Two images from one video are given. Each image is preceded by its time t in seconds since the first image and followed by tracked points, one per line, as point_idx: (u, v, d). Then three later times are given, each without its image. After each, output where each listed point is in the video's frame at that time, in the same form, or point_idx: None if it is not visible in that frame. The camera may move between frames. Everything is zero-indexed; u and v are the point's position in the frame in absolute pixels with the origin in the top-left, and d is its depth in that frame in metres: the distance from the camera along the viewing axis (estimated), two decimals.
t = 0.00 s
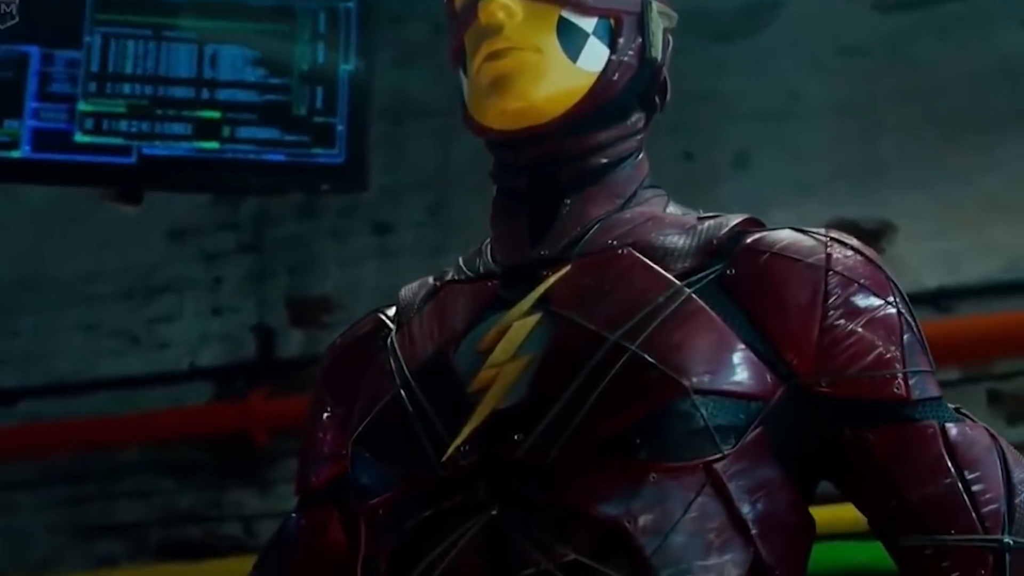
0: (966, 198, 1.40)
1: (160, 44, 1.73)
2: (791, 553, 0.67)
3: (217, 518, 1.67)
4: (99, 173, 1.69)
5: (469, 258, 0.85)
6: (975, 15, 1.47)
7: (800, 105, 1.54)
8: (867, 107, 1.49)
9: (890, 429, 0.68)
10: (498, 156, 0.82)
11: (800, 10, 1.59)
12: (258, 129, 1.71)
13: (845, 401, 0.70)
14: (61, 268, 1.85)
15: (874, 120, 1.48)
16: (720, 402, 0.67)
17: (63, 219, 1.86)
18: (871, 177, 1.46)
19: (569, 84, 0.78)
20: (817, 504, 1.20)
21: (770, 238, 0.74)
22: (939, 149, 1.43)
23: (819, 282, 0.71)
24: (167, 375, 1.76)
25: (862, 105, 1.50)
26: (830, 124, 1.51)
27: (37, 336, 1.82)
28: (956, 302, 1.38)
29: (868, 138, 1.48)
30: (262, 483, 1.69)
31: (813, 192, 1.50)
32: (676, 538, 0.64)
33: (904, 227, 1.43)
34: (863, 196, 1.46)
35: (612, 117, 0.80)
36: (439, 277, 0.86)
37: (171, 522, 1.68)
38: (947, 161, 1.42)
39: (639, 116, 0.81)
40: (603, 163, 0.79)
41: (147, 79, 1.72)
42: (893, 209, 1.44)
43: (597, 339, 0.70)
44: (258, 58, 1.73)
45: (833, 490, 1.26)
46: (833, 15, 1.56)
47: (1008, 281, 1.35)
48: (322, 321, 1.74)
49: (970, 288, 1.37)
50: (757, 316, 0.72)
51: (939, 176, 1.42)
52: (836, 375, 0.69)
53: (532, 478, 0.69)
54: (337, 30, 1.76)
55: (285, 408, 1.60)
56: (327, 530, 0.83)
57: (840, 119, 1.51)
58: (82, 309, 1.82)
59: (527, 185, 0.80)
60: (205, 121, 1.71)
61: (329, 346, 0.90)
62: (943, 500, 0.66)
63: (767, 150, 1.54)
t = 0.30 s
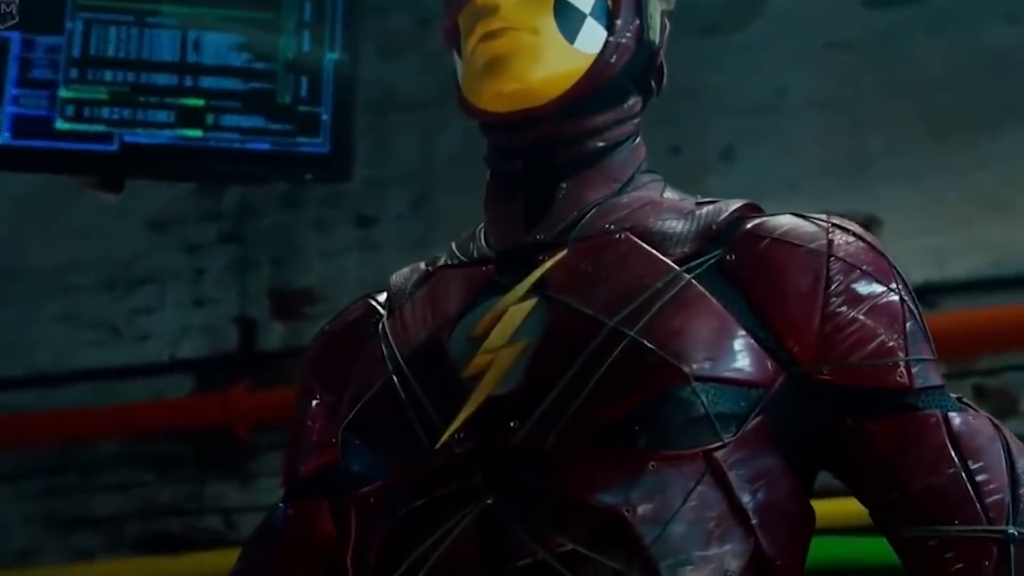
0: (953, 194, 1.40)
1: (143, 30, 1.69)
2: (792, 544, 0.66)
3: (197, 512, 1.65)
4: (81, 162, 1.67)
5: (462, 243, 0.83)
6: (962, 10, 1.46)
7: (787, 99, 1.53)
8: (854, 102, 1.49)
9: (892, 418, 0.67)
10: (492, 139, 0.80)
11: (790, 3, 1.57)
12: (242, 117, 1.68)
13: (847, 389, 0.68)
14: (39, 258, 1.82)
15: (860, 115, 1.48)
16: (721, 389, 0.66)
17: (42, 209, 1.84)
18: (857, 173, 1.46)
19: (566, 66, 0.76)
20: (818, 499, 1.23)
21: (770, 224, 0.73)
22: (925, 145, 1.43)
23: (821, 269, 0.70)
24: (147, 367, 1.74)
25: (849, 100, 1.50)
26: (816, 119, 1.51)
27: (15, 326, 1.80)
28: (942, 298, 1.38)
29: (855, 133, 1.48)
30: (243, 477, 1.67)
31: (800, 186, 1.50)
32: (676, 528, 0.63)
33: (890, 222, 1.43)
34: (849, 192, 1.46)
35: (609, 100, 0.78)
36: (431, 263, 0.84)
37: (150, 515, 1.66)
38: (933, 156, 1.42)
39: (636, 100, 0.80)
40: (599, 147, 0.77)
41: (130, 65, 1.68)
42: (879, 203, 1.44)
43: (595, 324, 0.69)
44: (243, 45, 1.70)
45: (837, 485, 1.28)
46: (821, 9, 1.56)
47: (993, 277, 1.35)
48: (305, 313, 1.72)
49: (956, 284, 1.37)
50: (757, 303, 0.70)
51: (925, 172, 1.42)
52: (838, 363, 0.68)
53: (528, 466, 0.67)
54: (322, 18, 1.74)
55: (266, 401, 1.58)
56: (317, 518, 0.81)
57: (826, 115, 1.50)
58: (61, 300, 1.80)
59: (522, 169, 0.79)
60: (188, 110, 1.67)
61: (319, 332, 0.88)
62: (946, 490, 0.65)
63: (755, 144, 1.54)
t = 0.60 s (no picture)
0: (943, 190, 1.40)
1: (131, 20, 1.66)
2: (793, 537, 0.65)
3: (182, 507, 1.63)
4: (67, 153, 1.64)
5: (457, 232, 0.82)
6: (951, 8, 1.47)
7: (776, 95, 1.53)
8: (843, 98, 1.49)
9: (894, 411, 0.66)
10: (487, 127, 0.79)
11: None
12: (231, 109, 1.65)
13: (848, 380, 0.67)
14: (24, 251, 1.81)
15: (850, 111, 1.48)
16: (722, 380, 0.65)
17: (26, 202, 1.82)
18: (847, 169, 1.46)
19: (564, 52, 0.75)
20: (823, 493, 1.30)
21: (771, 214, 0.72)
22: (915, 141, 1.42)
23: (823, 259, 0.69)
24: (132, 361, 1.72)
25: (839, 96, 1.49)
26: (806, 115, 1.50)
27: None
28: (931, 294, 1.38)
29: (845, 130, 1.47)
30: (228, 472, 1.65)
31: (789, 182, 1.49)
32: (677, 521, 0.62)
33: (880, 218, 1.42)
34: (839, 188, 1.46)
35: (607, 88, 0.77)
36: (425, 252, 0.83)
37: (134, 511, 1.64)
38: (924, 153, 1.42)
39: (634, 89, 0.79)
40: (596, 135, 0.76)
41: (117, 55, 1.65)
42: (869, 200, 1.43)
43: (595, 314, 0.68)
44: (233, 36, 1.67)
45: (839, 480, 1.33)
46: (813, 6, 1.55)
47: (984, 273, 1.35)
48: (292, 308, 1.70)
49: (946, 280, 1.36)
50: (757, 293, 0.69)
51: (915, 168, 1.42)
52: (840, 354, 0.67)
53: (525, 457, 0.66)
54: (311, 10, 1.72)
55: (253, 395, 1.56)
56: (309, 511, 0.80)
57: (815, 111, 1.50)
58: (45, 293, 1.79)
59: (519, 158, 0.77)
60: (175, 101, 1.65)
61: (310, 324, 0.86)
62: (950, 483, 0.64)
63: (744, 140, 1.53)
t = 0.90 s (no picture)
0: (933, 187, 1.39)
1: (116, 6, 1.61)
2: (800, 528, 0.64)
3: (166, 501, 1.61)
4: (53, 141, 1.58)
5: (454, 217, 0.80)
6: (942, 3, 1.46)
7: (767, 89, 1.52)
8: (834, 93, 1.48)
9: (902, 399, 0.65)
10: (485, 110, 0.77)
11: None
12: (218, 98, 1.61)
13: (854, 368, 0.66)
14: (6, 241, 1.79)
15: (841, 106, 1.47)
16: (727, 367, 0.63)
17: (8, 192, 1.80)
18: (837, 164, 1.45)
19: (566, 33, 0.73)
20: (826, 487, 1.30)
21: (777, 199, 0.70)
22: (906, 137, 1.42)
23: (830, 245, 0.67)
24: (115, 353, 1.70)
25: (830, 90, 1.48)
26: (796, 109, 1.49)
27: None
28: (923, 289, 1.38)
29: (835, 124, 1.46)
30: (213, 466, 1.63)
31: (779, 177, 1.48)
32: (682, 510, 0.60)
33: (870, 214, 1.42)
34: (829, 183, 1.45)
35: (607, 71, 0.75)
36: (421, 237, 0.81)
37: (117, 504, 1.62)
38: (915, 148, 1.41)
39: (635, 72, 0.77)
40: (597, 119, 0.75)
41: (103, 44, 1.60)
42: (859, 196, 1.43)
43: (597, 299, 0.66)
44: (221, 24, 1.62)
45: (845, 472, 1.32)
46: None
47: (973, 269, 1.35)
48: (277, 300, 1.68)
49: (936, 275, 1.37)
50: (763, 279, 0.68)
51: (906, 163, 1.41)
52: (847, 341, 0.65)
53: (525, 446, 0.65)
54: None
55: (238, 389, 1.54)
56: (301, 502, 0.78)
57: (805, 105, 1.49)
58: (28, 284, 1.77)
59: (518, 142, 0.76)
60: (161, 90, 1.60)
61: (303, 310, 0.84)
62: (958, 474, 0.63)
63: (733, 134, 1.52)
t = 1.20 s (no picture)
0: (928, 184, 1.39)
1: None
2: (807, 521, 0.63)
3: (156, 498, 1.59)
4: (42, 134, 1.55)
5: (454, 206, 0.79)
6: None
7: (763, 85, 1.51)
8: (831, 89, 1.47)
9: (910, 391, 0.64)
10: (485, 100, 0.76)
11: None
12: (210, 90, 1.59)
13: (862, 359, 0.65)
14: None
15: (838, 102, 1.46)
16: (734, 357, 0.62)
17: None
18: (833, 160, 1.44)
19: (568, 19, 0.72)
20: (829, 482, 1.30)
21: (783, 189, 0.69)
22: (903, 133, 1.41)
23: (837, 234, 0.66)
24: (106, 348, 1.69)
25: (826, 86, 1.47)
26: (793, 105, 1.48)
27: None
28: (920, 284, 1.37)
29: (832, 120, 1.46)
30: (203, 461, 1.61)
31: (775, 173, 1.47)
32: (688, 502, 0.59)
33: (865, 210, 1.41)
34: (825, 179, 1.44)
35: (609, 58, 0.74)
36: (420, 227, 0.80)
37: (107, 500, 1.61)
38: (912, 144, 1.40)
39: (638, 60, 0.76)
40: (600, 107, 0.73)
41: (93, 36, 1.58)
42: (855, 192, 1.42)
43: (601, 289, 0.65)
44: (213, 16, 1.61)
45: (848, 467, 1.32)
46: None
47: (969, 265, 1.34)
48: (268, 296, 1.67)
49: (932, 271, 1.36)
50: (770, 269, 0.67)
51: (902, 160, 1.40)
52: (855, 332, 0.64)
53: (528, 437, 0.64)
54: None
55: (229, 385, 1.52)
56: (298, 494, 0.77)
57: (802, 101, 1.48)
58: (17, 278, 1.75)
59: (520, 130, 0.74)
60: (153, 82, 1.58)
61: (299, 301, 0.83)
62: (967, 466, 0.62)
63: (729, 130, 1.51)
